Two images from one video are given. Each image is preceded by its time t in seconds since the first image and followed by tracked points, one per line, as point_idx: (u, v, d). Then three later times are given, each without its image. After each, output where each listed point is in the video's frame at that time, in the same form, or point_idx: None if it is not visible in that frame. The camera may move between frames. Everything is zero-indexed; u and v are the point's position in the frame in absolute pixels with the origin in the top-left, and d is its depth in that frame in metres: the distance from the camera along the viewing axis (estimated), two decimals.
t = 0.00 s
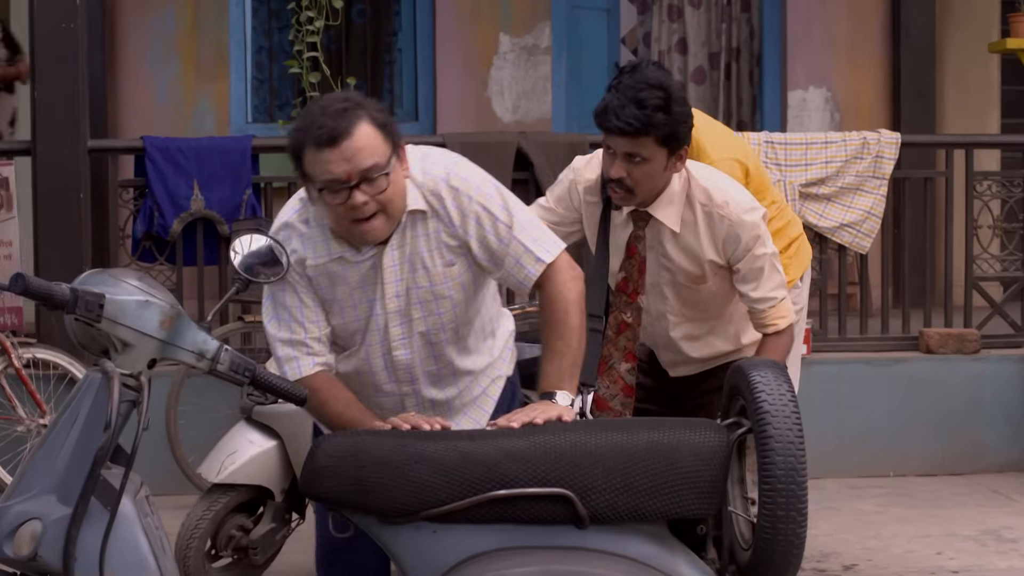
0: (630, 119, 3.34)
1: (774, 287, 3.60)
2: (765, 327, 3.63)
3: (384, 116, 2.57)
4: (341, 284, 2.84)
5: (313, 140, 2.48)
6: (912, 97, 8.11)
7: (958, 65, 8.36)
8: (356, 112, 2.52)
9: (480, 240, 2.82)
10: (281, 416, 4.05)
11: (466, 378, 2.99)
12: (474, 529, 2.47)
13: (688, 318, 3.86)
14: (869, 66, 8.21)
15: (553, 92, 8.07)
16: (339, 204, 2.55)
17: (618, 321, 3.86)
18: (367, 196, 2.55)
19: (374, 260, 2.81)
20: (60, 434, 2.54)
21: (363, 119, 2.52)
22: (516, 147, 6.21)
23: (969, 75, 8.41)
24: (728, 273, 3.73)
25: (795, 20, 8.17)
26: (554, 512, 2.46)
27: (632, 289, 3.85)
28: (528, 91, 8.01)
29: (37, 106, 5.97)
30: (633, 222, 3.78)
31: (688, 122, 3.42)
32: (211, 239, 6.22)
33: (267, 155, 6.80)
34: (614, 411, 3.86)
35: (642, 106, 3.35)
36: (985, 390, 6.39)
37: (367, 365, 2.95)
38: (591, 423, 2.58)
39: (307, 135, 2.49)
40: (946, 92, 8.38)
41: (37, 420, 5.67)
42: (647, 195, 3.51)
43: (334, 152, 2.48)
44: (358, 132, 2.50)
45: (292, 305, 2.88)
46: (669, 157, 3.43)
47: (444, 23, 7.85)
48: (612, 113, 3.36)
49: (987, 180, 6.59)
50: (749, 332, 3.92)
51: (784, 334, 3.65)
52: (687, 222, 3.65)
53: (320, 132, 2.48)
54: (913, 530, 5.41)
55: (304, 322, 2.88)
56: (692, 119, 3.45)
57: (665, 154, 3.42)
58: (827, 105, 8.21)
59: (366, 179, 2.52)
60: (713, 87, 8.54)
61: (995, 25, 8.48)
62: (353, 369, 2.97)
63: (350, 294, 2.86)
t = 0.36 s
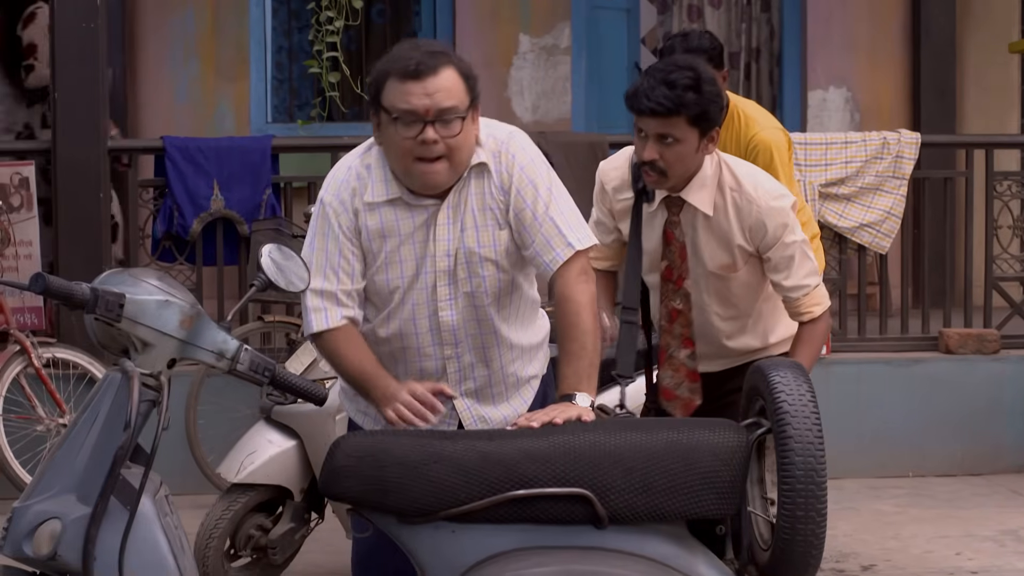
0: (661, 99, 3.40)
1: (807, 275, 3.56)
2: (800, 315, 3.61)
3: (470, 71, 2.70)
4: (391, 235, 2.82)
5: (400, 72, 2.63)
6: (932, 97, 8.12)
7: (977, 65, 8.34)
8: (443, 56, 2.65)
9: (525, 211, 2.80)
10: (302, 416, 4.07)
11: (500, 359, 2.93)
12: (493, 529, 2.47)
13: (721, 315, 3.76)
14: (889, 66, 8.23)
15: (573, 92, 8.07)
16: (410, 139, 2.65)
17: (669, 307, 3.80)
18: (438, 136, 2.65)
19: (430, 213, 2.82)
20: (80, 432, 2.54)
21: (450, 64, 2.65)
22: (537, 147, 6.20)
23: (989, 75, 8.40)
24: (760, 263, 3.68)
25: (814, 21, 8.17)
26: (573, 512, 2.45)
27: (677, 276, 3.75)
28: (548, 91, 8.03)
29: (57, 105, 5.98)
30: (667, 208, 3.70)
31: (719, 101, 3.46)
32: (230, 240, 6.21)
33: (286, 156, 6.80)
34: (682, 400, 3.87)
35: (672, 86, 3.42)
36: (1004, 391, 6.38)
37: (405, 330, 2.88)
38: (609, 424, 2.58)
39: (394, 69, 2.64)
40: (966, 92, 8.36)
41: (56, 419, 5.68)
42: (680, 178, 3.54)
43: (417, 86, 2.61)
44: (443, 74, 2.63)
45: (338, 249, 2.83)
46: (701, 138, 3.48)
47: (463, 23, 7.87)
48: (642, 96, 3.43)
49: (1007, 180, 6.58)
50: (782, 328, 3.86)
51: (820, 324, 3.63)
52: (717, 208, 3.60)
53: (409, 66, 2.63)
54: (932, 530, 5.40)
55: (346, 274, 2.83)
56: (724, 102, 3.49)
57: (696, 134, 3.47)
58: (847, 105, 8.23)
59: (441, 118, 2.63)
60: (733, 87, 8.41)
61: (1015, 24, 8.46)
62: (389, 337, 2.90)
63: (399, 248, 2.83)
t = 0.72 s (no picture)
0: (668, 92, 3.46)
1: (818, 276, 3.57)
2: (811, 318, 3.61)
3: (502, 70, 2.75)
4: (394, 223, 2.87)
5: (438, 61, 2.68)
6: (930, 97, 8.14)
7: (975, 65, 8.35)
8: (480, 51, 2.71)
9: (527, 211, 2.84)
10: (299, 417, 4.03)
11: (496, 357, 2.97)
12: (491, 529, 2.47)
13: (726, 312, 3.75)
14: (886, 66, 8.23)
15: (570, 92, 8.09)
16: (439, 127, 2.69)
17: (687, 305, 3.81)
18: (466, 127, 2.69)
19: (438, 205, 2.86)
20: (76, 433, 2.54)
21: (486, 62, 2.71)
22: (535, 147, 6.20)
23: (987, 76, 8.40)
24: (771, 263, 3.68)
25: (812, 22, 8.17)
26: (570, 512, 2.45)
27: (694, 273, 3.75)
28: (546, 92, 8.05)
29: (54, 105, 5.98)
30: (678, 208, 3.67)
31: (726, 95, 3.52)
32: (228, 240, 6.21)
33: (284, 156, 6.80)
34: (707, 395, 3.84)
35: (679, 79, 3.48)
36: (1002, 391, 6.39)
37: (403, 324, 2.92)
38: (606, 424, 2.58)
39: (433, 56, 2.69)
40: (963, 92, 8.36)
41: (54, 420, 5.67)
42: (689, 173, 3.53)
43: (453, 76, 2.66)
44: (479, 69, 2.68)
45: (339, 228, 2.89)
46: (709, 132, 3.52)
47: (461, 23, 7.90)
48: (650, 89, 3.49)
49: (1005, 181, 6.58)
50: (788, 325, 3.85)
51: (829, 325, 3.64)
52: (729, 206, 3.59)
53: (446, 54, 2.68)
54: (929, 531, 5.40)
55: (342, 254, 2.90)
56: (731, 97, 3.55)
57: (705, 129, 3.50)
58: (845, 106, 8.24)
59: (474, 110, 2.67)
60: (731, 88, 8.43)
61: (1013, 25, 8.48)
62: (388, 328, 2.94)
63: (401, 237, 2.87)
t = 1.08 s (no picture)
0: (664, 95, 3.45)
1: (814, 277, 3.57)
2: (809, 320, 3.62)
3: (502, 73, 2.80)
4: (385, 217, 2.89)
5: (442, 59, 2.72)
6: (921, 99, 8.15)
7: (966, 66, 8.35)
8: (482, 52, 2.76)
9: (518, 213, 2.85)
10: (290, 418, 4.09)
11: (483, 355, 3.00)
12: (481, 529, 2.47)
13: (718, 312, 3.74)
14: (877, 67, 8.24)
15: (561, 92, 8.09)
16: (440, 121, 2.73)
17: (676, 305, 3.77)
18: (467, 124, 2.73)
19: (431, 202, 2.88)
20: (67, 432, 2.54)
21: (488, 62, 2.75)
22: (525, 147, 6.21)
23: (977, 76, 8.40)
24: (765, 263, 3.70)
25: (803, 23, 8.18)
26: (561, 512, 2.45)
27: (684, 273, 3.73)
28: (537, 92, 8.06)
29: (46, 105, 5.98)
30: (673, 208, 3.67)
31: (721, 99, 3.52)
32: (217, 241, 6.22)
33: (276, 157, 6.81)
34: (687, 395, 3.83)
35: (675, 82, 3.47)
36: (994, 391, 6.39)
37: (391, 319, 2.93)
38: (598, 424, 2.58)
39: (437, 53, 2.73)
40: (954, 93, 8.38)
41: (45, 420, 5.67)
42: (684, 176, 3.53)
43: (455, 74, 2.71)
44: (481, 69, 2.73)
45: (322, 213, 2.90)
46: (705, 135, 3.50)
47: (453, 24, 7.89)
48: (646, 92, 3.48)
49: (995, 181, 6.60)
50: (781, 323, 3.85)
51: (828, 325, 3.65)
52: (726, 206, 3.59)
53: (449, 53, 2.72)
54: (920, 531, 5.40)
55: (315, 239, 2.92)
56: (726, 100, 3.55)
57: (700, 132, 3.49)
58: (835, 106, 8.24)
59: (476, 108, 2.71)
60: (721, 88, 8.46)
61: (1003, 26, 8.49)
62: (375, 321, 2.95)
63: (392, 230, 2.89)
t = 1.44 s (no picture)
0: (666, 85, 3.46)
1: (814, 270, 3.54)
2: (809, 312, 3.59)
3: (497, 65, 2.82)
4: (377, 207, 2.92)
5: (436, 49, 2.75)
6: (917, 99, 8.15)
7: (962, 66, 8.36)
8: (478, 45, 2.78)
9: (513, 214, 2.85)
10: (286, 419, 4.08)
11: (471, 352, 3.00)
12: (478, 530, 2.47)
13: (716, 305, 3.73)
14: (874, 68, 8.23)
15: (558, 94, 8.10)
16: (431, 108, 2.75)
17: (679, 294, 3.81)
18: (457, 112, 2.74)
19: (422, 192, 2.90)
20: (64, 433, 2.52)
21: (483, 55, 2.77)
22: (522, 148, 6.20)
23: (973, 77, 8.41)
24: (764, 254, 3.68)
25: (799, 23, 8.19)
26: (557, 513, 2.45)
27: (686, 262, 3.76)
28: (534, 93, 8.07)
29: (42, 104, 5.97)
30: (674, 196, 3.71)
31: (724, 87, 3.53)
32: (216, 241, 6.24)
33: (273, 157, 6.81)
34: (696, 384, 3.88)
35: (677, 72, 3.47)
36: (991, 391, 6.39)
37: (381, 311, 2.94)
38: (593, 424, 2.58)
39: (432, 43, 2.76)
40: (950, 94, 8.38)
41: (42, 420, 5.67)
42: (688, 164, 3.55)
43: (448, 63, 2.73)
44: (475, 60, 2.75)
45: (314, 198, 2.96)
46: (706, 123, 3.52)
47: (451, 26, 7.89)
48: (648, 81, 3.49)
49: (992, 182, 6.60)
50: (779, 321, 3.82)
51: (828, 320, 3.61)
52: (726, 194, 3.60)
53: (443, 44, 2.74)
54: (918, 531, 5.41)
55: (303, 223, 2.99)
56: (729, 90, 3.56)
57: (703, 121, 3.51)
58: (832, 107, 8.24)
59: (466, 97, 2.73)
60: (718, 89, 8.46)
61: (1000, 27, 8.49)
62: (365, 314, 2.96)
63: (384, 221, 2.91)
